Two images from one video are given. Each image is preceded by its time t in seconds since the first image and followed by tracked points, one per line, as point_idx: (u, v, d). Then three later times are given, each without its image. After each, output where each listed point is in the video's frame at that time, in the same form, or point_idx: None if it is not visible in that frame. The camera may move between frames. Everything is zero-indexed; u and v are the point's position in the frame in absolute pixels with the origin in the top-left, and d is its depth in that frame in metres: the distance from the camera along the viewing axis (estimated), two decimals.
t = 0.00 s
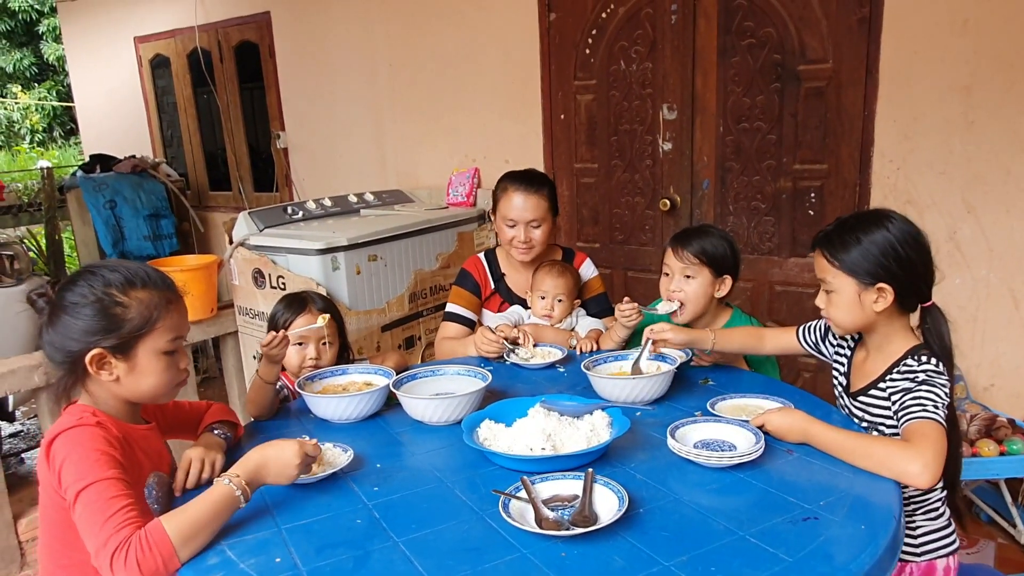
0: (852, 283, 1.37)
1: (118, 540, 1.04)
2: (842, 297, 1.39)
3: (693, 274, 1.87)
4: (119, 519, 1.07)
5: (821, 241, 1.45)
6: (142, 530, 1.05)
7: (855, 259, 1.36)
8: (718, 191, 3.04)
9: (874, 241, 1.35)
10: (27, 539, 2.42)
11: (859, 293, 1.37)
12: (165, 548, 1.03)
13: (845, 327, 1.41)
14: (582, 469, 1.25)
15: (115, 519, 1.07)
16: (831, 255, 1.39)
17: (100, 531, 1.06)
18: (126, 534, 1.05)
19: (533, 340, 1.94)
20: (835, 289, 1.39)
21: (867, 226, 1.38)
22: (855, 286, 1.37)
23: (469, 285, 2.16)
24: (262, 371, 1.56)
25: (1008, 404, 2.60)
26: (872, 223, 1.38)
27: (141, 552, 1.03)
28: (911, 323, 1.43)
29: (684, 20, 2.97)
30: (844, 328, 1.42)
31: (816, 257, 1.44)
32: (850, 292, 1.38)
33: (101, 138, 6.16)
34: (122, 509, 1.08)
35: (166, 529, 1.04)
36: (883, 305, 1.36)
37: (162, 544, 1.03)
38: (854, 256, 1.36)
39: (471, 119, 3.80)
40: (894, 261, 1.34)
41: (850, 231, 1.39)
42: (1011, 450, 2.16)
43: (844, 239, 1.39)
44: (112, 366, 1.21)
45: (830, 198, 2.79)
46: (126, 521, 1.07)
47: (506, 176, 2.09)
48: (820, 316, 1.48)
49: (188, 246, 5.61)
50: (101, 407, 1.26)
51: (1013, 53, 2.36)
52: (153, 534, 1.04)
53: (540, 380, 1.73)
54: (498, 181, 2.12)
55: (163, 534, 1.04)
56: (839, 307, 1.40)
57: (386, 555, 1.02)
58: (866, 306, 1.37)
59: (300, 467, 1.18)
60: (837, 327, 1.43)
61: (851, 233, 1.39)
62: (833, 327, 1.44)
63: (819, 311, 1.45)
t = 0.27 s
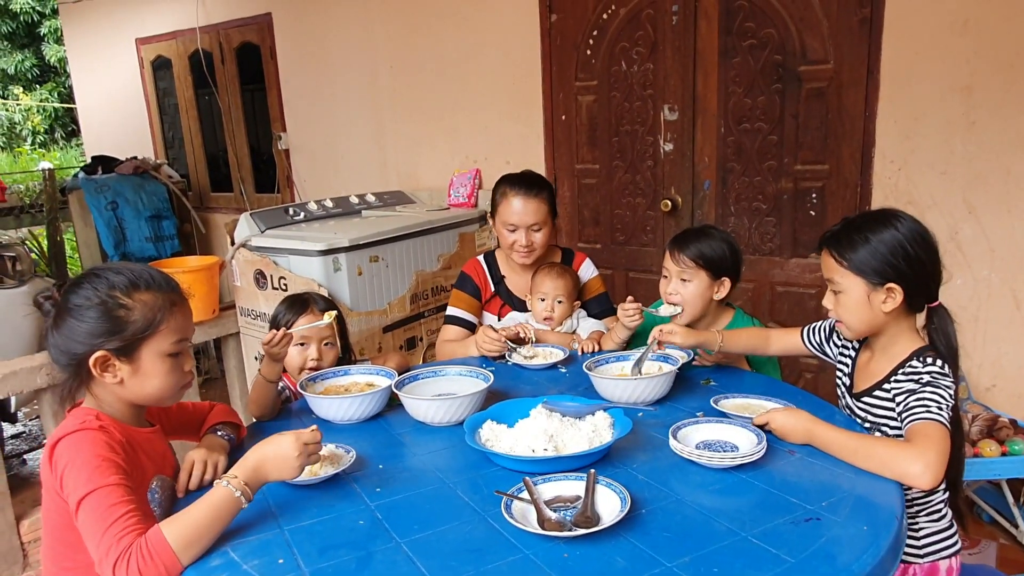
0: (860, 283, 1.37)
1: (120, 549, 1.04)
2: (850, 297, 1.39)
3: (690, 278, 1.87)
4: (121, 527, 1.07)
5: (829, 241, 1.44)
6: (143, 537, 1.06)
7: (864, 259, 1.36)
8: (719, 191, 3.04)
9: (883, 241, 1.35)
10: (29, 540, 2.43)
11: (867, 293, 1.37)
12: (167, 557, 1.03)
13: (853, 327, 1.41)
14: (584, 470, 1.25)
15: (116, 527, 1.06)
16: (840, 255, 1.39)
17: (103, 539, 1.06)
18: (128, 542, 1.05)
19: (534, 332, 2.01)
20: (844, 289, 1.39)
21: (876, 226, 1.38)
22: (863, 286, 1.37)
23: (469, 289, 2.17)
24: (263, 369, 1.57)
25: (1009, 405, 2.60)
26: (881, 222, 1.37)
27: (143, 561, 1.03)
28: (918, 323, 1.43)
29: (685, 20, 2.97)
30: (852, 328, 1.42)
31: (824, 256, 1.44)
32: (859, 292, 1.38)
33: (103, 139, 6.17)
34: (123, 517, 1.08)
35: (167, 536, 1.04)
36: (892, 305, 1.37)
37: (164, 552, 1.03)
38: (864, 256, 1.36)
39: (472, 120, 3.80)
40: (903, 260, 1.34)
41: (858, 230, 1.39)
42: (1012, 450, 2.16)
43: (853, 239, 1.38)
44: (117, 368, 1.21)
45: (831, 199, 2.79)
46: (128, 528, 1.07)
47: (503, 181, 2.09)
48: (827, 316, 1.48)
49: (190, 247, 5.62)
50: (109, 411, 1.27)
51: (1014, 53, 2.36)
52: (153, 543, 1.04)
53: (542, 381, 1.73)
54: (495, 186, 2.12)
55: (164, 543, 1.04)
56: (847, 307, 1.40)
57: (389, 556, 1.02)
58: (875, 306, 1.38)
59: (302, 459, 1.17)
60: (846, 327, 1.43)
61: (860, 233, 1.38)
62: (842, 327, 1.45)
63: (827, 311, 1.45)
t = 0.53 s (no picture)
0: (867, 286, 1.37)
1: (127, 552, 1.04)
2: (856, 299, 1.40)
3: (682, 291, 1.87)
4: (125, 530, 1.07)
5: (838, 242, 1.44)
6: (151, 539, 1.06)
7: (872, 263, 1.36)
8: (721, 193, 3.05)
9: (892, 244, 1.35)
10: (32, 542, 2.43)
11: (874, 296, 1.37)
12: (175, 560, 1.04)
13: (858, 329, 1.42)
14: (588, 471, 1.25)
15: (121, 531, 1.06)
16: (848, 257, 1.39)
17: (107, 544, 1.06)
18: (136, 545, 1.05)
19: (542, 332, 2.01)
20: (850, 291, 1.40)
21: (886, 228, 1.37)
22: (870, 289, 1.37)
23: (471, 293, 2.18)
24: (268, 369, 1.58)
25: (1011, 406, 2.60)
26: (890, 226, 1.37)
27: (151, 564, 1.03)
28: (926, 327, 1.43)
29: (686, 22, 2.97)
30: (857, 330, 1.42)
31: (832, 257, 1.44)
32: (865, 295, 1.38)
33: (105, 141, 6.18)
34: (126, 520, 1.08)
35: (177, 538, 1.05)
36: (897, 309, 1.37)
37: (173, 554, 1.04)
38: (872, 259, 1.36)
39: (474, 122, 3.81)
40: (911, 265, 1.34)
41: (867, 233, 1.38)
42: (1014, 451, 2.16)
43: (862, 241, 1.38)
44: (106, 373, 1.22)
45: (833, 200, 2.80)
46: (133, 531, 1.07)
47: (502, 186, 2.09)
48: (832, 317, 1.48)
49: (192, 249, 5.63)
50: (96, 417, 1.27)
51: (1016, 55, 2.36)
52: (163, 546, 1.04)
53: (544, 382, 1.74)
54: (493, 190, 2.12)
55: (174, 545, 1.04)
56: (853, 308, 1.40)
57: (394, 557, 1.03)
58: (881, 309, 1.38)
59: (308, 462, 1.18)
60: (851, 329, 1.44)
61: (870, 235, 1.38)
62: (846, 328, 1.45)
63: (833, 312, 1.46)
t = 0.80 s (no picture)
0: (873, 286, 1.37)
1: (128, 557, 1.03)
2: (861, 299, 1.40)
3: (679, 300, 1.86)
4: (123, 535, 1.05)
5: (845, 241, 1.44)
6: (153, 542, 1.05)
7: (879, 263, 1.36)
8: (722, 193, 3.05)
9: (900, 246, 1.35)
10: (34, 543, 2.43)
11: (879, 297, 1.38)
12: (182, 563, 1.04)
13: (861, 329, 1.42)
14: (590, 471, 1.25)
15: (120, 536, 1.05)
16: (854, 257, 1.39)
17: (107, 550, 1.04)
18: (138, 547, 1.05)
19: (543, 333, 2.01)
20: (856, 291, 1.40)
21: (894, 229, 1.37)
22: (876, 290, 1.37)
23: (470, 295, 2.18)
24: (269, 370, 1.58)
25: (1013, 406, 2.60)
26: (899, 227, 1.37)
27: (155, 568, 1.03)
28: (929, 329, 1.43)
29: (688, 23, 2.97)
30: (860, 330, 1.43)
31: (838, 256, 1.44)
32: (871, 296, 1.38)
33: (107, 142, 6.19)
34: (124, 524, 1.07)
35: (181, 539, 1.05)
36: (902, 310, 1.37)
37: (177, 555, 1.04)
38: (878, 260, 1.36)
39: (475, 122, 3.81)
40: (918, 267, 1.34)
41: (875, 233, 1.38)
42: (1016, 452, 2.16)
43: (869, 242, 1.38)
44: (58, 378, 1.20)
45: (835, 200, 2.79)
46: (133, 534, 1.06)
47: (498, 190, 2.08)
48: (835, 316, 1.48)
49: (193, 250, 5.64)
50: (88, 425, 1.25)
51: (1017, 55, 2.36)
52: (168, 548, 1.04)
53: (546, 383, 1.74)
54: (490, 195, 2.12)
55: (179, 549, 1.04)
56: (857, 308, 1.40)
57: (396, 558, 1.03)
58: (885, 311, 1.38)
59: (316, 472, 1.18)
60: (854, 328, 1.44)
61: (878, 236, 1.38)
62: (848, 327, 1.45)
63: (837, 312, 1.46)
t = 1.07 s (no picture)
0: (883, 283, 1.37)
1: (130, 557, 1.04)
2: (870, 297, 1.40)
3: (684, 301, 1.85)
4: (126, 535, 1.06)
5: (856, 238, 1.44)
6: (155, 543, 1.05)
7: (891, 261, 1.36)
8: (723, 194, 3.05)
9: (911, 244, 1.35)
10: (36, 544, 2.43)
11: (889, 295, 1.37)
12: (182, 564, 1.04)
13: (869, 328, 1.42)
14: (592, 472, 1.25)
15: (122, 536, 1.06)
16: (865, 254, 1.39)
17: (109, 550, 1.05)
18: (139, 548, 1.05)
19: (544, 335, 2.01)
20: (865, 288, 1.40)
21: (905, 227, 1.37)
22: (885, 288, 1.37)
23: (469, 298, 2.18)
24: (273, 370, 1.58)
25: (1015, 407, 2.60)
26: (910, 225, 1.37)
27: (157, 568, 1.03)
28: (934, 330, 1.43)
29: (689, 23, 2.97)
30: (868, 329, 1.43)
31: (847, 253, 1.44)
32: (881, 293, 1.38)
33: (108, 143, 6.19)
34: (127, 525, 1.07)
35: (182, 540, 1.05)
36: (911, 309, 1.37)
37: (179, 556, 1.04)
38: (890, 258, 1.36)
39: (476, 123, 3.81)
40: (929, 265, 1.35)
41: (887, 231, 1.38)
42: (1018, 453, 2.16)
43: (881, 239, 1.38)
44: (77, 381, 1.20)
45: (836, 201, 2.79)
46: (135, 535, 1.06)
47: (493, 198, 2.09)
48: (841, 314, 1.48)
49: (195, 250, 5.64)
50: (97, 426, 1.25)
51: (1019, 56, 2.36)
52: (169, 549, 1.04)
53: (547, 383, 1.74)
54: (485, 203, 2.12)
55: (181, 550, 1.04)
56: (865, 307, 1.40)
57: (398, 558, 1.03)
58: (895, 309, 1.38)
59: (316, 472, 1.18)
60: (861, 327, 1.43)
61: (889, 233, 1.38)
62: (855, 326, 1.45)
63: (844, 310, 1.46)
